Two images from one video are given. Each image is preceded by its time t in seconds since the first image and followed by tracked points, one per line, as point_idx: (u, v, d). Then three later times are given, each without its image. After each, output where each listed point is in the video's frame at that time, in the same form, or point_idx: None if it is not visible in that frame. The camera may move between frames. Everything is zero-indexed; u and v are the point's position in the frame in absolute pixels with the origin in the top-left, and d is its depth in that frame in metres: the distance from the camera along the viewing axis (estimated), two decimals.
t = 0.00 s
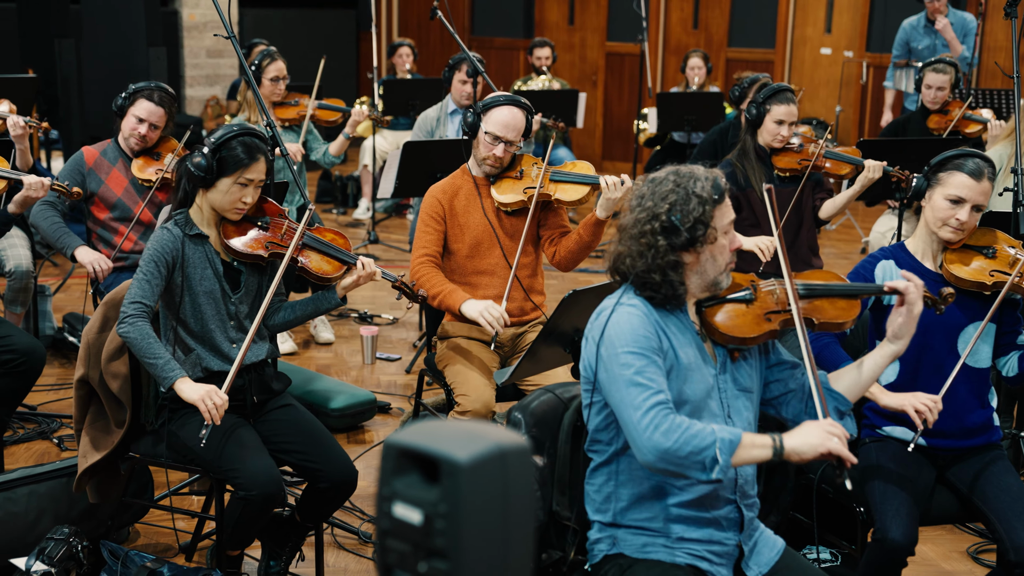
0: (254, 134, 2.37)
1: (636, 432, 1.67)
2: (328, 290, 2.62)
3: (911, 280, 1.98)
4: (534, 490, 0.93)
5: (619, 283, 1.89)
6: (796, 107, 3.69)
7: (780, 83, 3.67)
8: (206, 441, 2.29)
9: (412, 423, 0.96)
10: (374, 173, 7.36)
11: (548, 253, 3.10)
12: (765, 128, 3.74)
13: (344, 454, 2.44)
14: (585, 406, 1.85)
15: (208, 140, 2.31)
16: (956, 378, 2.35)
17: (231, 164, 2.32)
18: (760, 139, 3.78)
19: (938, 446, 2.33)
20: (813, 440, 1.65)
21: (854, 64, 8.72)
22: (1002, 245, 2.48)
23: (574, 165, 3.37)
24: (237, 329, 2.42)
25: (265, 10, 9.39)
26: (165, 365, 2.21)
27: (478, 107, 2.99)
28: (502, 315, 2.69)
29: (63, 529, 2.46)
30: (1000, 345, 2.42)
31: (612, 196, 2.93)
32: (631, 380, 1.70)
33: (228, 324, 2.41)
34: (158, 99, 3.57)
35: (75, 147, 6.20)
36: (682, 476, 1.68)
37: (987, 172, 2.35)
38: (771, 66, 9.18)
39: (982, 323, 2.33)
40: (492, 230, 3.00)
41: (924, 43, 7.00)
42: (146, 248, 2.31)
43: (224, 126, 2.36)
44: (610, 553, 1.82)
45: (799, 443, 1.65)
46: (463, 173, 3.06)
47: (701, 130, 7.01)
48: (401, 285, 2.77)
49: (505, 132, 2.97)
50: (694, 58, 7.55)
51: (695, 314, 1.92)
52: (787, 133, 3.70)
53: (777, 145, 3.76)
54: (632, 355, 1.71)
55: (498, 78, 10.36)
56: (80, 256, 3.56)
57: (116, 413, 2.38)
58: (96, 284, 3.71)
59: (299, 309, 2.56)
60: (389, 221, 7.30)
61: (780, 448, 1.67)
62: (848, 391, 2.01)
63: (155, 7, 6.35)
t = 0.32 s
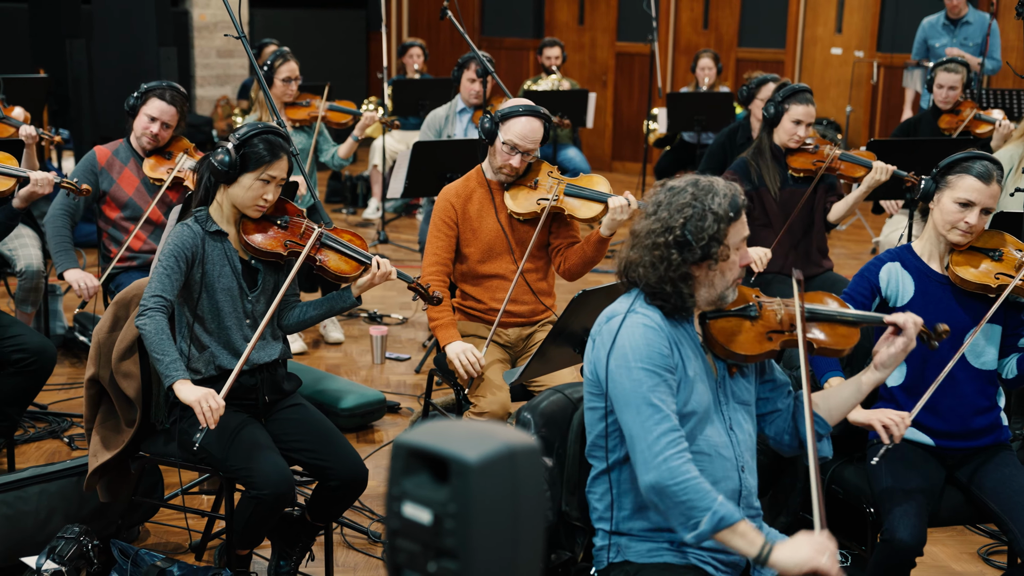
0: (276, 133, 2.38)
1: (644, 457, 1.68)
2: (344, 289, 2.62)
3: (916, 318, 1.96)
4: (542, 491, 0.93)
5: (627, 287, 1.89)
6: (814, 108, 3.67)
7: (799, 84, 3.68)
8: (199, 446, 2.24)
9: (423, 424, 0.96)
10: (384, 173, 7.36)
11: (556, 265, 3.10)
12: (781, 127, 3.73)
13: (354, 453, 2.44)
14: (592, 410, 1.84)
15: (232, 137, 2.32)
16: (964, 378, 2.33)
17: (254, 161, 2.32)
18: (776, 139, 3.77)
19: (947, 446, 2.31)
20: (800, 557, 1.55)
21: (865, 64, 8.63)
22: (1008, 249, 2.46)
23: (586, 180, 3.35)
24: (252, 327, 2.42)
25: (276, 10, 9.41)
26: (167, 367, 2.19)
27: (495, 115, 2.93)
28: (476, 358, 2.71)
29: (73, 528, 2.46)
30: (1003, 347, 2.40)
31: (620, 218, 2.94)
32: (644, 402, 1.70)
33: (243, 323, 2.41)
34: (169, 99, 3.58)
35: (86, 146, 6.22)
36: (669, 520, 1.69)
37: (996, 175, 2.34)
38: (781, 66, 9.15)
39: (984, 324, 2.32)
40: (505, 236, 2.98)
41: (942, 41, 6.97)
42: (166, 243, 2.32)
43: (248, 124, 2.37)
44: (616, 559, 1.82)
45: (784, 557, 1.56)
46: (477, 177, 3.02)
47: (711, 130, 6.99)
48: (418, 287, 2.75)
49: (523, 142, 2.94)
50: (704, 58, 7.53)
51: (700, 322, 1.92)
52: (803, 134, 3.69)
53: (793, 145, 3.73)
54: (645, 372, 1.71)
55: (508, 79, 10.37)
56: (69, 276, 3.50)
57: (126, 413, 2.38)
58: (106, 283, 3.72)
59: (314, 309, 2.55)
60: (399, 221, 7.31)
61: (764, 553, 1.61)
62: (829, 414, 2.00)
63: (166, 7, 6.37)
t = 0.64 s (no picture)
0: (290, 128, 2.39)
1: (622, 437, 1.68)
2: (360, 281, 2.62)
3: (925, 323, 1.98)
4: (552, 491, 0.93)
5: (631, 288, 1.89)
6: (831, 108, 3.63)
7: (817, 82, 3.61)
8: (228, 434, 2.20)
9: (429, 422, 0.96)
10: (393, 172, 7.37)
11: (570, 266, 3.09)
12: (797, 125, 3.69)
13: (363, 453, 2.44)
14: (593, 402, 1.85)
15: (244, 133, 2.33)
16: (974, 375, 2.32)
17: (268, 155, 2.33)
18: (791, 136, 3.73)
19: (958, 445, 2.29)
20: (775, 541, 1.59)
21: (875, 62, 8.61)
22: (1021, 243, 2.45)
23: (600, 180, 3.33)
24: (269, 324, 2.42)
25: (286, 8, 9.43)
26: (201, 353, 2.18)
27: (513, 115, 2.91)
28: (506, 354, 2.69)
29: (84, 525, 2.47)
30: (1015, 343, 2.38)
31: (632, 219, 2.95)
32: (627, 384, 1.71)
33: (259, 319, 2.41)
34: (182, 96, 3.60)
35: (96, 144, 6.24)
36: (645, 501, 1.68)
37: (1005, 170, 2.35)
38: (792, 64, 9.11)
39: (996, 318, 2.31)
40: (519, 237, 2.98)
41: (960, 39, 6.93)
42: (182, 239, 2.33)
43: (260, 120, 2.38)
44: (619, 563, 1.81)
45: (757, 538, 1.60)
46: (492, 176, 3.01)
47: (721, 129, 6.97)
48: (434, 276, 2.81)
49: (540, 142, 2.92)
50: (715, 56, 7.51)
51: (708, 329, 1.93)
52: (819, 133, 3.65)
53: (807, 143, 3.70)
54: (633, 358, 1.72)
55: (518, 77, 10.36)
56: (88, 256, 3.55)
57: (136, 410, 2.39)
58: (116, 282, 3.73)
59: (333, 302, 2.55)
60: (408, 220, 7.31)
61: (738, 536, 1.62)
62: (833, 422, 2.01)
63: (177, 5, 6.37)
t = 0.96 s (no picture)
0: (297, 122, 2.39)
1: (644, 425, 1.67)
2: (373, 272, 2.63)
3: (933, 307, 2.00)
4: (561, 488, 0.92)
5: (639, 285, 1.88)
6: (846, 106, 3.59)
7: (832, 79, 3.57)
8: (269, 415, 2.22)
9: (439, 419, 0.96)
10: (403, 168, 7.37)
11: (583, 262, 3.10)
12: (810, 121, 3.65)
13: (373, 448, 2.44)
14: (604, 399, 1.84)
15: (252, 129, 2.33)
16: (988, 370, 2.30)
17: (278, 150, 2.34)
18: (804, 133, 3.70)
19: (970, 441, 2.28)
20: (804, 512, 1.62)
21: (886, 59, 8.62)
22: None
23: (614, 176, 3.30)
24: (283, 320, 2.43)
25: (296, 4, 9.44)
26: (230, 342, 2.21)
27: (527, 111, 2.90)
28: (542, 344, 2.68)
29: (95, 520, 2.48)
30: None
31: (651, 215, 2.94)
32: (645, 373, 1.70)
33: (273, 315, 2.41)
34: (194, 92, 3.61)
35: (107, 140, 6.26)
36: (674, 487, 1.66)
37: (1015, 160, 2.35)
38: (802, 61, 9.08)
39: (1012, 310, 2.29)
40: (534, 235, 2.98)
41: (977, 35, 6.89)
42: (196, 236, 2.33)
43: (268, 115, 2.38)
44: (629, 559, 1.81)
45: (788, 511, 1.62)
46: (505, 173, 3.00)
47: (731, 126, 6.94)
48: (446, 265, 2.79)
49: (555, 138, 2.90)
50: (725, 53, 7.49)
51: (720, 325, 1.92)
52: (833, 129, 3.62)
53: (820, 140, 3.68)
54: (649, 349, 1.71)
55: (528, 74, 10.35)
56: (112, 239, 3.54)
57: (146, 406, 2.39)
58: (126, 277, 3.71)
59: (347, 296, 2.57)
60: (418, 216, 7.32)
61: (769, 509, 1.64)
62: (851, 413, 1.99)
63: (188, 1, 6.38)
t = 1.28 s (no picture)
0: (303, 121, 2.39)
1: (666, 414, 1.66)
2: (384, 265, 2.64)
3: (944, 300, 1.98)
4: (573, 487, 0.92)
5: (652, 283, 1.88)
6: (859, 104, 3.57)
7: (847, 77, 3.54)
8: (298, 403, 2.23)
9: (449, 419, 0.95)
10: (414, 166, 7.37)
11: (595, 259, 3.10)
12: (823, 120, 3.65)
13: (383, 446, 2.44)
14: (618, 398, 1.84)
15: (259, 128, 2.32)
16: (1001, 369, 2.28)
17: (284, 149, 2.33)
18: (817, 131, 3.70)
19: (982, 441, 2.26)
20: (831, 491, 1.60)
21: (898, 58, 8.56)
22: None
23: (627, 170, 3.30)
24: (294, 319, 2.43)
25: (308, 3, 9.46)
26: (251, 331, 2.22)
27: (538, 108, 2.89)
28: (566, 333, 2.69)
29: (106, 517, 2.49)
30: None
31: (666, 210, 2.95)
32: (665, 364, 1.69)
33: (285, 313, 2.42)
34: (206, 91, 3.61)
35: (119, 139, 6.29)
36: (702, 474, 1.65)
37: None
38: (814, 60, 9.04)
39: None
40: (546, 234, 2.98)
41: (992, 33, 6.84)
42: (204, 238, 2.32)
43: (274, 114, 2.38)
44: (640, 558, 1.80)
45: (815, 489, 1.60)
46: (517, 172, 2.99)
47: (743, 125, 6.91)
48: (456, 258, 2.80)
49: (568, 136, 2.89)
50: (737, 51, 7.46)
51: (733, 325, 1.92)
52: (846, 127, 3.60)
53: (833, 138, 3.67)
54: (666, 342, 1.71)
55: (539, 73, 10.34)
56: (134, 230, 3.57)
57: (158, 404, 2.39)
58: (139, 275, 3.73)
59: (359, 290, 2.57)
60: (429, 215, 7.32)
61: (796, 487, 1.63)
62: (867, 410, 1.99)
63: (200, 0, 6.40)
